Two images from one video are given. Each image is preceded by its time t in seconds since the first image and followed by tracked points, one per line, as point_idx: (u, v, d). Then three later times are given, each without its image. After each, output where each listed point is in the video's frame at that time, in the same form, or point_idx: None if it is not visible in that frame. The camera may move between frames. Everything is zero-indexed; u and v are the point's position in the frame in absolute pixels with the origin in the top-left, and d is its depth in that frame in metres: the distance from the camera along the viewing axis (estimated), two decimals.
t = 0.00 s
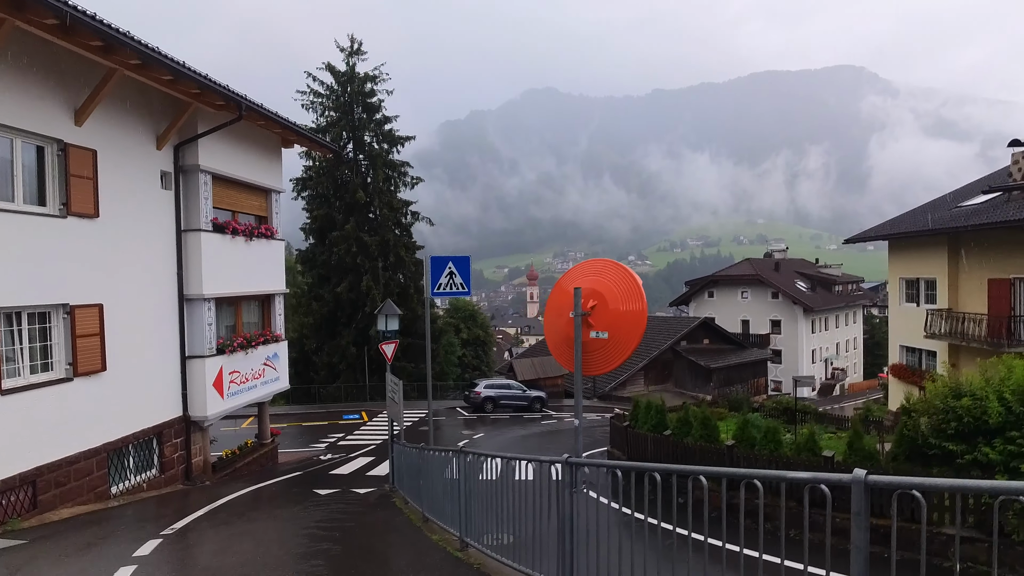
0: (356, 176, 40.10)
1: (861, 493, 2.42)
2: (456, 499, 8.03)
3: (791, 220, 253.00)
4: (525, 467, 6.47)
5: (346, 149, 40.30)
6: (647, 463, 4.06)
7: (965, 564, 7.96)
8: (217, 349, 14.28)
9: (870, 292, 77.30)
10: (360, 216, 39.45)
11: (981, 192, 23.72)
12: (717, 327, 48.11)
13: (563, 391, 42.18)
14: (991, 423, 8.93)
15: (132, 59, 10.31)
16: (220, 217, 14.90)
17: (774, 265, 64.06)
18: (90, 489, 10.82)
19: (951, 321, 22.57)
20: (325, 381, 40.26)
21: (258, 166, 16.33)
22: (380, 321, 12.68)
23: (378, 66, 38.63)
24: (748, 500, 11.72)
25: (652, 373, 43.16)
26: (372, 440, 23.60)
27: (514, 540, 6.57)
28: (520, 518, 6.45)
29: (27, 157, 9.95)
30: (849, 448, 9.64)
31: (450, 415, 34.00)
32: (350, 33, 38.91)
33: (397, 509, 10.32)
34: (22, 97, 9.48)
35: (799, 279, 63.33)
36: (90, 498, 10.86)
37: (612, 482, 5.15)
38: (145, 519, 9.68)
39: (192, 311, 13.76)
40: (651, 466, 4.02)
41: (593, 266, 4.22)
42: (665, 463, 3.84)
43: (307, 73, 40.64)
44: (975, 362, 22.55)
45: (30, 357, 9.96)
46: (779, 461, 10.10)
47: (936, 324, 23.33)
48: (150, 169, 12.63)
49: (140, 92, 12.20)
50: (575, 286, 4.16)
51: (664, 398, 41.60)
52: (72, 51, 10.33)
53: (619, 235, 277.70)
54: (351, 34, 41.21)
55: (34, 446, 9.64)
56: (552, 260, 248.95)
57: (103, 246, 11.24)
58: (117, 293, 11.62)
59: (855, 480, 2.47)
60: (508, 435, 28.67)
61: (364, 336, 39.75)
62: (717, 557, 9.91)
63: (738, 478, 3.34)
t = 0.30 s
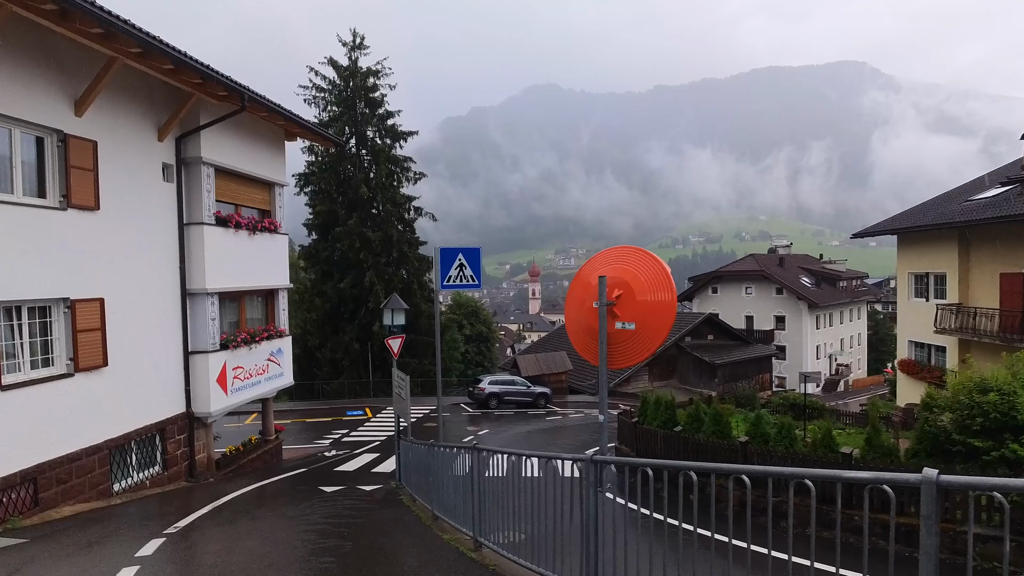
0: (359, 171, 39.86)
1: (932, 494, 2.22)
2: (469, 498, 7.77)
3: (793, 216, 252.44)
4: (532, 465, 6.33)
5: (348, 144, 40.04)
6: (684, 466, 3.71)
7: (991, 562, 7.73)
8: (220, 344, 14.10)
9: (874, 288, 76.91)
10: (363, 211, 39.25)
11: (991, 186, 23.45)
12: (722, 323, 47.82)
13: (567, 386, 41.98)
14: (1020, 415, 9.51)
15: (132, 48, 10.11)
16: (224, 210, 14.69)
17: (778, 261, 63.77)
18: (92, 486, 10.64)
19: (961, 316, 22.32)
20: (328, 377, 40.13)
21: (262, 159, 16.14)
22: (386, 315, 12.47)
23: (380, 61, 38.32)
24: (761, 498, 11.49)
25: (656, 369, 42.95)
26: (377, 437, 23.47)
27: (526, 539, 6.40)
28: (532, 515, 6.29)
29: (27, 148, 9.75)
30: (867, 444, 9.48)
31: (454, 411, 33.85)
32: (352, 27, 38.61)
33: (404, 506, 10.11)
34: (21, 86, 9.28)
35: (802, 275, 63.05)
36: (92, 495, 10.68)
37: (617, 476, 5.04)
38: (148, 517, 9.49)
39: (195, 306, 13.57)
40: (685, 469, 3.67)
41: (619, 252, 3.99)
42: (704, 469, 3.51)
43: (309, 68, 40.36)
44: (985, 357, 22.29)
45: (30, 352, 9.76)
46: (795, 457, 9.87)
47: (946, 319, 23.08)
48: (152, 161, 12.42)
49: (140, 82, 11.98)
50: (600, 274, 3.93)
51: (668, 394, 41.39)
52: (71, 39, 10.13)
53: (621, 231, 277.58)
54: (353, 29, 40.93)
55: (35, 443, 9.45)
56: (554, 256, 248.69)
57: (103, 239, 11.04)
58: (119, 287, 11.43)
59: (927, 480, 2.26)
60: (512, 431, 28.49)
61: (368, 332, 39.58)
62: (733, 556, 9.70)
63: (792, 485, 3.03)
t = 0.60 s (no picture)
0: (363, 169, 39.67)
1: None
2: (480, 499, 7.54)
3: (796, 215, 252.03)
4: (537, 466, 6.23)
5: (352, 142, 39.78)
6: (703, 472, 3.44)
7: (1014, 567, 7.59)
8: (224, 342, 13.93)
9: (879, 288, 76.48)
10: (367, 209, 39.08)
11: (1002, 185, 23.17)
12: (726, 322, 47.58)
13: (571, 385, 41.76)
14: None
15: (135, 40, 9.90)
16: (228, 207, 14.52)
17: (782, 259, 63.49)
18: (94, 486, 10.49)
19: (971, 314, 22.08)
20: (332, 375, 40.05)
21: (266, 155, 15.95)
22: (392, 313, 12.29)
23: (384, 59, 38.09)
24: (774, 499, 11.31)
25: (660, 368, 42.76)
26: (381, 435, 23.31)
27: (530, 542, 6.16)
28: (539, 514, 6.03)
29: (28, 142, 9.58)
30: (885, 445, 9.30)
31: (458, 409, 33.70)
32: (356, 25, 38.36)
33: (412, 507, 9.91)
34: (22, 78, 9.12)
35: (807, 274, 62.73)
36: (94, 495, 10.52)
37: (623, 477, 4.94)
38: (152, 518, 9.33)
39: (199, 304, 13.41)
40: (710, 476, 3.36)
41: (651, 245, 3.79)
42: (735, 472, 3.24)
43: (313, 65, 40.14)
44: (995, 356, 22.06)
45: (31, 350, 9.59)
46: (810, 458, 9.68)
47: (955, 318, 22.84)
48: (156, 155, 12.25)
49: (144, 75, 11.81)
50: (628, 267, 3.76)
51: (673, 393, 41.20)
52: (73, 30, 9.95)
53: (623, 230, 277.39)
54: (357, 27, 40.69)
55: (37, 442, 9.30)
56: (557, 255, 248.51)
57: (106, 235, 10.87)
58: (121, 283, 11.25)
59: None
60: (517, 430, 28.30)
61: (371, 330, 39.40)
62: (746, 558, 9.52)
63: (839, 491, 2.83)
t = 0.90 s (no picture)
0: (368, 165, 39.49)
1: None
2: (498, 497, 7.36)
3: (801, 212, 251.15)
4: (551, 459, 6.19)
5: (357, 138, 39.56)
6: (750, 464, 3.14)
7: None
8: (233, 337, 13.80)
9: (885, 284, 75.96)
10: (372, 206, 38.92)
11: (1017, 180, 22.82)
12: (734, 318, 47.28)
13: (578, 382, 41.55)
14: None
15: (143, 29, 9.74)
16: (236, 201, 14.37)
17: (788, 256, 63.12)
18: (103, 481, 10.37)
19: (985, 310, 21.79)
20: (338, 372, 40.03)
21: (274, 149, 15.80)
22: (403, 308, 12.13)
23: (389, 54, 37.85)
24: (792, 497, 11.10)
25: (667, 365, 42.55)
26: (388, 432, 23.17)
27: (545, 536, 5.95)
28: (546, 506, 5.83)
29: (35, 134, 9.44)
30: (909, 442, 9.10)
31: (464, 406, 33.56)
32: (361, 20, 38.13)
33: (424, 504, 9.74)
34: (30, 68, 8.98)
35: (814, 271, 62.36)
36: (103, 491, 10.41)
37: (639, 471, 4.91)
38: (161, 515, 9.20)
39: (207, 299, 13.27)
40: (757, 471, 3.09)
41: (685, 229, 3.64)
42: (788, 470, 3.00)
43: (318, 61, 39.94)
44: (1010, 352, 21.79)
45: (38, 344, 9.46)
46: (831, 455, 9.47)
47: (968, 314, 22.56)
48: (163, 148, 12.11)
49: (151, 66, 11.66)
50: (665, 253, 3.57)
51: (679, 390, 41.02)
52: (80, 20, 9.80)
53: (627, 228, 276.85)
54: (362, 22, 40.47)
55: (46, 438, 9.19)
56: (561, 252, 248.01)
57: (114, 228, 10.72)
58: (130, 278, 11.13)
59: None
60: (524, 427, 28.13)
61: (377, 327, 39.25)
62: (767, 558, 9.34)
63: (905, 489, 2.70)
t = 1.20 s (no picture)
0: (377, 161, 39.30)
1: None
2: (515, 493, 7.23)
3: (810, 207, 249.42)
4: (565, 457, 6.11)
5: (366, 133, 39.41)
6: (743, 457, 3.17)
7: None
8: (245, 332, 13.67)
9: (897, 279, 75.15)
10: (381, 201, 38.76)
11: None
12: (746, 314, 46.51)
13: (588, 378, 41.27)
14: None
15: (152, 19, 9.56)
16: (246, 194, 14.22)
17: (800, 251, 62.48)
18: (116, 478, 10.27)
19: (1009, 305, 21.33)
20: (348, 368, 40.03)
21: (284, 142, 15.61)
22: (416, 302, 11.95)
23: (397, 48, 37.59)
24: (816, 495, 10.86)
25: (678, 360, 42.21)
26: (399, 427, 23.04)
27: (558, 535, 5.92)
28: (545, 507, 6.03)
29: (45, 125, 9.30)
30: (943, 440, 8.82)
31: (475, 402, 33.39)
32: (370, 15, 37.88)
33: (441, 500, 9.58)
34: (40, 58, 8.83)
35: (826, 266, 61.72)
36: (115, 487, 10.30)
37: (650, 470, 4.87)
38: (175, 511, 9.09)
39: (218, 293, 13.14)
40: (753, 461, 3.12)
41: (724, 215, 3.43)
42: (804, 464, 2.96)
43: (327, 56, 39.75)
44: None
45: (49, 339, 9.33)
46: (859, 453, 9.20)
47: (991, 309, 22.11)
48: (174, 141, 11.96)
49: (161, 57, 11.50)
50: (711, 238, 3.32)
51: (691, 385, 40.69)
52: (89, 8, 9.63)
53: (635, 223, 275.88)
54: (371, 17, 40.24)
55: (58, 433, 9.08)
56: (569, 248, 247.39)
57: (124, 221, 10.56)
58: (141, 271, 11.01)
59: None
60: (536, 423, 27.93)
61: (387, 323, 39.10)
62: (793, 558, 9.09)
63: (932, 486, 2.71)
